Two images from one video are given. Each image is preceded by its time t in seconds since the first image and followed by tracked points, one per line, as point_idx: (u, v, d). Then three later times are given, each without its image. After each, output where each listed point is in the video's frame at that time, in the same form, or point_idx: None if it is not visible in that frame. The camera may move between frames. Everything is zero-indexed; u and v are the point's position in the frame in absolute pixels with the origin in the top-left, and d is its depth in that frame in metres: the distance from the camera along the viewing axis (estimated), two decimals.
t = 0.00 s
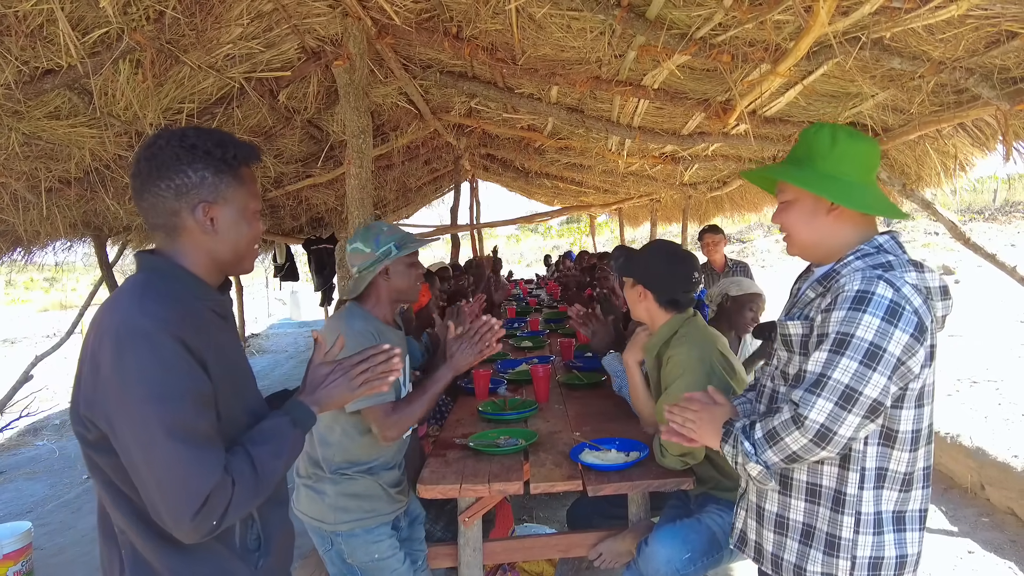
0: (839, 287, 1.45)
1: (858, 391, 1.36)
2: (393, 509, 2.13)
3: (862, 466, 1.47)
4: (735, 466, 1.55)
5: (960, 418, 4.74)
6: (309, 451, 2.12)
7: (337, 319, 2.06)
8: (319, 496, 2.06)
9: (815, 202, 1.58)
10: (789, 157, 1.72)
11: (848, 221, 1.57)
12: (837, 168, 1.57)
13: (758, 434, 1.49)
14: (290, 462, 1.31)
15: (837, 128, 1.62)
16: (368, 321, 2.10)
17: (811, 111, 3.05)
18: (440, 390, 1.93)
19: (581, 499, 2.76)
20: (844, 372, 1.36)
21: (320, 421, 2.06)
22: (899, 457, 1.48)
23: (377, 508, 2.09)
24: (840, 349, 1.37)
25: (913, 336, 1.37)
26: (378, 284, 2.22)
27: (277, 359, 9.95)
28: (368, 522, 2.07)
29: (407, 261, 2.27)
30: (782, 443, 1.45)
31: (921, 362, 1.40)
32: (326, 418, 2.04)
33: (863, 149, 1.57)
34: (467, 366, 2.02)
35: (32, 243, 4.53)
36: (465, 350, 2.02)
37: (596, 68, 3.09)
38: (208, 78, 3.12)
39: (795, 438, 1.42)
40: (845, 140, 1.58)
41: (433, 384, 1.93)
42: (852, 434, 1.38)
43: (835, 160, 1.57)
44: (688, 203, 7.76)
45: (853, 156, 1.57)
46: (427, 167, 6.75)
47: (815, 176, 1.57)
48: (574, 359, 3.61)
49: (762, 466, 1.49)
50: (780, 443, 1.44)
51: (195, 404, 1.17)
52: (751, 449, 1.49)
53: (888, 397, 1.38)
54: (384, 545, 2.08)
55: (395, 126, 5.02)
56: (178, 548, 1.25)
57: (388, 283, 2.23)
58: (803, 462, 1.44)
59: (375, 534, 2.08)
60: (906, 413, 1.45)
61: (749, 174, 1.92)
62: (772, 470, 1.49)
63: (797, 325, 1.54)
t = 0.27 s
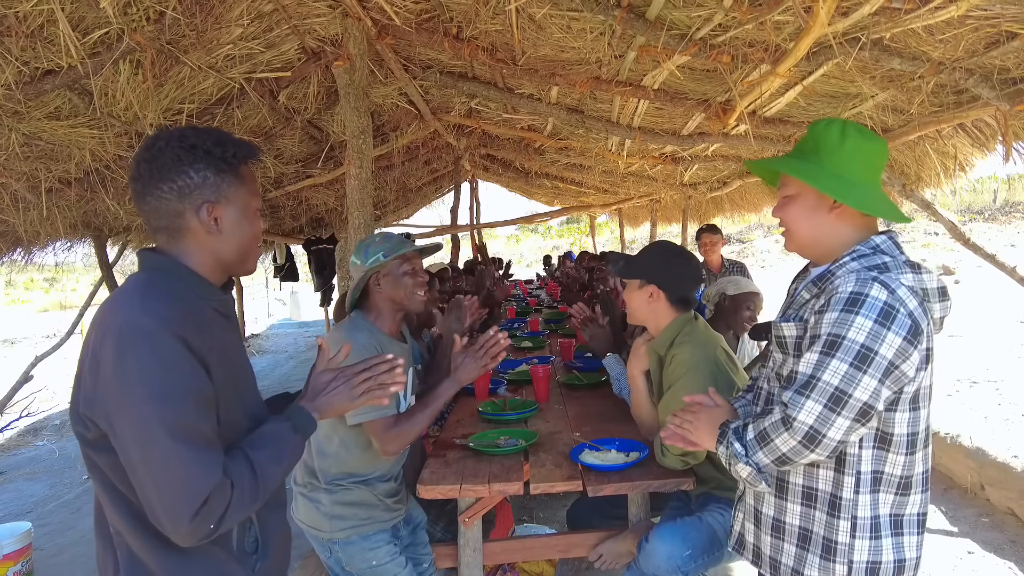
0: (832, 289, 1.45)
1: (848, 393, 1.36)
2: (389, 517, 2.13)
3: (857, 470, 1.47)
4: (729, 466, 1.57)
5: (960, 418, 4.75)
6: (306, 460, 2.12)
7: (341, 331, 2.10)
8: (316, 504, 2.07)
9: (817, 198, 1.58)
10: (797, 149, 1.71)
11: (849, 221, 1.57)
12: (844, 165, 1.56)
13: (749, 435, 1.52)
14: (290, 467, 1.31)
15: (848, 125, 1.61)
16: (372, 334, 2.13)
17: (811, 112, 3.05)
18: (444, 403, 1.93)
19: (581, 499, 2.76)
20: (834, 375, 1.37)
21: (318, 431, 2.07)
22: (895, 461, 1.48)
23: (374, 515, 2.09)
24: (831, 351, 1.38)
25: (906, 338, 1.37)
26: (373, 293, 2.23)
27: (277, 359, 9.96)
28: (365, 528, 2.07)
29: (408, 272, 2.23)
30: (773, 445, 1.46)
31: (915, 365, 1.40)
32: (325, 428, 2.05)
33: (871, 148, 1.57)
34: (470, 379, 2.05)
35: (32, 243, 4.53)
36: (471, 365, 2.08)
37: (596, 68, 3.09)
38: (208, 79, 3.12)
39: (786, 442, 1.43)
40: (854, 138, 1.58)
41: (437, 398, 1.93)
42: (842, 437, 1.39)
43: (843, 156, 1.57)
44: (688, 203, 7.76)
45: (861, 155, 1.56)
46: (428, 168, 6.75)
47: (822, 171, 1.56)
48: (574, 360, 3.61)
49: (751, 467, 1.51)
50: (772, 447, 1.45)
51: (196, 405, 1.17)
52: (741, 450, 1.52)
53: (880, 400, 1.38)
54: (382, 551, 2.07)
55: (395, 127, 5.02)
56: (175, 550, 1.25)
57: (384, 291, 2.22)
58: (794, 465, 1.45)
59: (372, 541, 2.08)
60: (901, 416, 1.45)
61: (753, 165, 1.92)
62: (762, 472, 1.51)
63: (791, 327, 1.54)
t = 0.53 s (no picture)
0: (830, 289, 1.45)
1: (842, 395, 1.36)
2: (385, 522, 2.13)
3: (855, 473, 1.47)
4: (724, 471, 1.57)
5: (960, 419, 4.74)
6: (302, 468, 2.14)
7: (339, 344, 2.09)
8: (311, 514, 2.07)
9: (807, 203, 1.58)
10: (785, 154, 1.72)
11: (842, 222, 1.57)
12: (830, 166, 1.57)
13: (745, 438, 1.52)
14: (289, 470, 1.31)
15: (832, 125, 1.62)
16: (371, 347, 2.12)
17: (811, 112, 3.05)
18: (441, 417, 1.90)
19: (581, 499, 2.76)
20: (828, 375, 1.37)
21: (313, 441, 2.07)
22: (893, 463, 1.47)
23: (370, 520, 2.10)
24: (826, 352, 1.38)
25: (903, 340, 1.37)
26: (372, 303, 2.23)
27: (277, 359, 9.95)
28: (360, 535, 2.08)
29: (405, 279, 2.22)
30: (768, 447, 1.46)
31: (913, 367, 1.39)
32: (319, 438, 2.05)
33: (857, 146, 1.57)
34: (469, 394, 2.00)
35: (31, 243, 4.53)
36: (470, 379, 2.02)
37: (595, 69, 3.09)
38: (208, 79, 3.12)
39: (781, 443, 1.44)
40: (838, 138, 1.58)
41: (433, 410, 1.90)
42: (836, 439, 1.38)
43: (828, 158, 1.57)
44: (688, 203, 7.76)
45: (845, 153, 1.57)
46: (427, 168, 6.74)
47: (808, 175, 1.57)
48: (574, 360, 3.62)
49: (746, 470, 1.51)
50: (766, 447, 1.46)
51: (199, 406, 1.17)
52: (735, 453, 1.53)
53: (877, 403, 1.38)
54: (378, 557, 2.06)
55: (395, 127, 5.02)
56: (174, 551, 1.25)
57: (382, 301, 2.22)
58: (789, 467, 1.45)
59: (368, 548, 2.08)
60: (899, 419, 1.45)
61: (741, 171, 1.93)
62: (758, 474, 1.51)
63: (788, 328, 1.53)
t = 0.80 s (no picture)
0: (825, 288, 1.45)
1: (836, 393, 1.36)
2: (377, 526, 2.12)
3: (852, 474, 1.47)
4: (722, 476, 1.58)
5: (960, 418, 4.74)
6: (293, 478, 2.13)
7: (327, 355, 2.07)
8: (303, 522, 2.07)
9: (807, 200, 1.58)
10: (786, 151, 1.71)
11: (841, 221, 1.57)
12: (831, 165, 1.57)
13: (741, 439, 1.53)
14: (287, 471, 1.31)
15: (834, 122, 1.61)
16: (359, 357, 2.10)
17: (811, 111, 3.05)
18: (434, 426, 1.89)
19: (581, 499, 2.76)
20: (821, 374, 1.37)
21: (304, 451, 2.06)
22: (890, 464, 1.47)
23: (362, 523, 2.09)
24: (820, 350, 1.38)
25: (899, 338, 1.36)
26: (362, 312, 2.22)
27: (277, 359, 9.95)
28: (352, 539, 2.07)
29: (396, 289, 2.21)
30: (761, 447, 1.47)
31: (909, 366, 1.38)
32: (309, 447, 2.05)
33: (857, 145, 1.57)
34: (462, 403, 1.94)
35: (31, 243, 4.53)
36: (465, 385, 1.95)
37: (595, 68, 3.09)
38: (208, 78, 3.12)
39: (774, 442, 1.44)
40: (840, 136, 1.58)
41: (427, 420, 1.89)
42: (830, 438, 1.38)
43: (829, 156, 1.57)
44: (688, 203, 7.76)
45: (846, 152, 1.56)
46: (427, 168, 6.74)
47: (808, 173, 1.57)
48: (574, 360, 3.61)
49: (740, 470, 1.52)
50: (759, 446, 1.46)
51: (197, 407, 1.17)
52: (731, 453, 1.54)
53: (872, 402, 1.37)
54: (371, 560, 2.07)
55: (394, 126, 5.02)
56: (173, 552, 1.25)
57: (372, 311, 2.21)
58: (783, 467, 1.45)
59: (360, 552, 2.07)
60: (896, 419, 1.45)
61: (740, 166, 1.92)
62: (753, 474, 1.52)
63: (784, 327, 1.53)
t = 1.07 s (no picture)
0: (831, 289, 1.45)
1: (842, 396, 1.36)
2: (369, 529, 2.12)
3: (852, 477, 1.47)
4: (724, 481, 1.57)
5: (960, 418, 4.74)
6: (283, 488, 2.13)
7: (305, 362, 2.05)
8: (294, 531, 2.06)
9: (807, 203, 1.57)
10: (783, 154, 1.72)
11: (842, 221, 1.57)
12: (829, 166, 1.57)
13: (741, 443, 1.53)
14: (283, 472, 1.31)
15: (829, 124, 1.62)
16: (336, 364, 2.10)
17: (811, 111, 3.04)
18: (419, 430, 1.86)
19: (581, 499, 2.75)
20: (828, 377, 1.37)
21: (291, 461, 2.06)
22: (892, 468, 1.47)
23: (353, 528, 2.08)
24: (826, 353, 1.38)
25: (906, 342, 1.36)
26: (337, 319, 2.21)
27: (276, 359, 9.94)
28: (343, 545, 2.07)
29: (370, 293, 2.20)
30: (764, 449, 1.46)
31: (915, 369, 1.38)
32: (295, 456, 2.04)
33: (853, 145, 1.57)
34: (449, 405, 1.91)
35: (30, 243, 4.53)
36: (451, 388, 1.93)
37: (595, 68, 3.09)
38: (207, 78, 3.12)
39: (777, 444, 1.43)
40: (836, 137, 1.58)
41: (412, 424, 1.86)
42: (834, 441, 1.38)
43: (827, 157, 1.57)
44: (688, 203, 7.76)
45: (844, 152, 1.57)
46: (427, 168, 6.74)
47: (806, 174, 1.57)
48: (574, 359, 3.61)
49: (743, 474, 1.51)
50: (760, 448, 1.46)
51: (191, 408, 1.16)
52: (731, 457, 1.53)
53: (877, 405, 1.37)
54: (364, 564, 2.07)
55: (394, 126, 5.02)
56: (167, 552, 1.25)
57: (348, 317, 2.21)
58: (786, 470, 1.45)
59: (352, 557, 2.07)
60: (899, 423, 1.44)
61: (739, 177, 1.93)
62: (756, 479, 1.51)
63: (788, 328, 1.53)
